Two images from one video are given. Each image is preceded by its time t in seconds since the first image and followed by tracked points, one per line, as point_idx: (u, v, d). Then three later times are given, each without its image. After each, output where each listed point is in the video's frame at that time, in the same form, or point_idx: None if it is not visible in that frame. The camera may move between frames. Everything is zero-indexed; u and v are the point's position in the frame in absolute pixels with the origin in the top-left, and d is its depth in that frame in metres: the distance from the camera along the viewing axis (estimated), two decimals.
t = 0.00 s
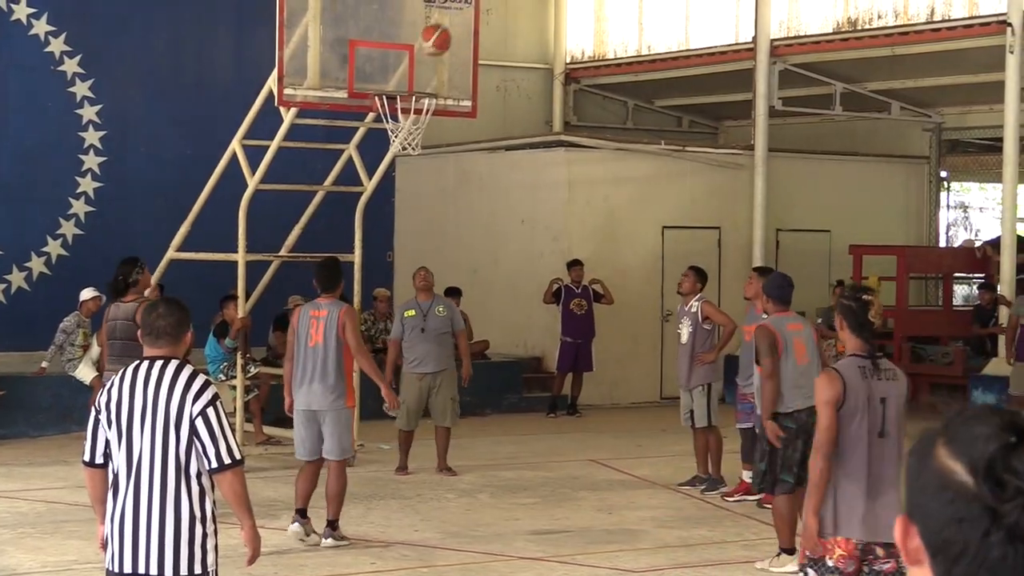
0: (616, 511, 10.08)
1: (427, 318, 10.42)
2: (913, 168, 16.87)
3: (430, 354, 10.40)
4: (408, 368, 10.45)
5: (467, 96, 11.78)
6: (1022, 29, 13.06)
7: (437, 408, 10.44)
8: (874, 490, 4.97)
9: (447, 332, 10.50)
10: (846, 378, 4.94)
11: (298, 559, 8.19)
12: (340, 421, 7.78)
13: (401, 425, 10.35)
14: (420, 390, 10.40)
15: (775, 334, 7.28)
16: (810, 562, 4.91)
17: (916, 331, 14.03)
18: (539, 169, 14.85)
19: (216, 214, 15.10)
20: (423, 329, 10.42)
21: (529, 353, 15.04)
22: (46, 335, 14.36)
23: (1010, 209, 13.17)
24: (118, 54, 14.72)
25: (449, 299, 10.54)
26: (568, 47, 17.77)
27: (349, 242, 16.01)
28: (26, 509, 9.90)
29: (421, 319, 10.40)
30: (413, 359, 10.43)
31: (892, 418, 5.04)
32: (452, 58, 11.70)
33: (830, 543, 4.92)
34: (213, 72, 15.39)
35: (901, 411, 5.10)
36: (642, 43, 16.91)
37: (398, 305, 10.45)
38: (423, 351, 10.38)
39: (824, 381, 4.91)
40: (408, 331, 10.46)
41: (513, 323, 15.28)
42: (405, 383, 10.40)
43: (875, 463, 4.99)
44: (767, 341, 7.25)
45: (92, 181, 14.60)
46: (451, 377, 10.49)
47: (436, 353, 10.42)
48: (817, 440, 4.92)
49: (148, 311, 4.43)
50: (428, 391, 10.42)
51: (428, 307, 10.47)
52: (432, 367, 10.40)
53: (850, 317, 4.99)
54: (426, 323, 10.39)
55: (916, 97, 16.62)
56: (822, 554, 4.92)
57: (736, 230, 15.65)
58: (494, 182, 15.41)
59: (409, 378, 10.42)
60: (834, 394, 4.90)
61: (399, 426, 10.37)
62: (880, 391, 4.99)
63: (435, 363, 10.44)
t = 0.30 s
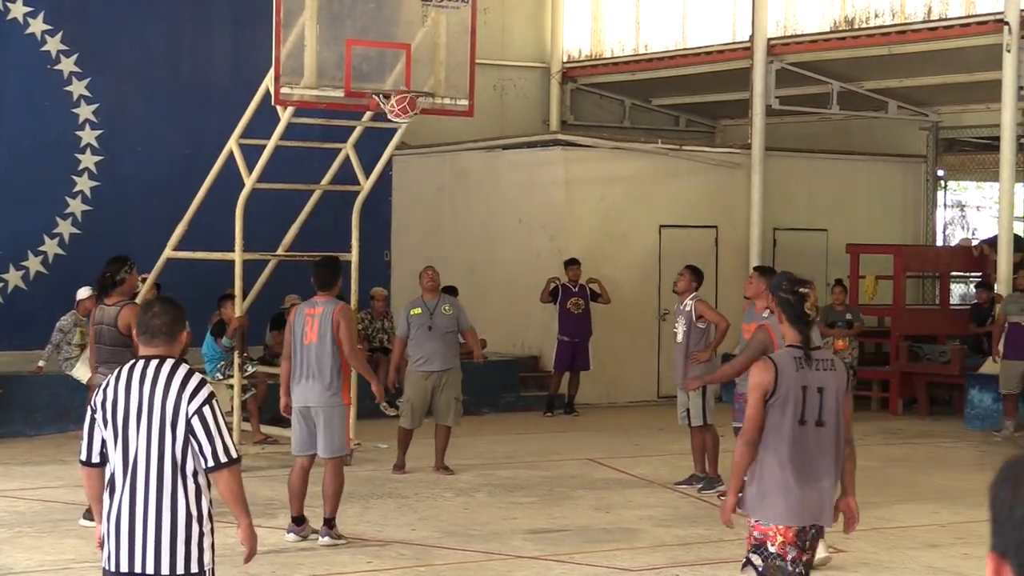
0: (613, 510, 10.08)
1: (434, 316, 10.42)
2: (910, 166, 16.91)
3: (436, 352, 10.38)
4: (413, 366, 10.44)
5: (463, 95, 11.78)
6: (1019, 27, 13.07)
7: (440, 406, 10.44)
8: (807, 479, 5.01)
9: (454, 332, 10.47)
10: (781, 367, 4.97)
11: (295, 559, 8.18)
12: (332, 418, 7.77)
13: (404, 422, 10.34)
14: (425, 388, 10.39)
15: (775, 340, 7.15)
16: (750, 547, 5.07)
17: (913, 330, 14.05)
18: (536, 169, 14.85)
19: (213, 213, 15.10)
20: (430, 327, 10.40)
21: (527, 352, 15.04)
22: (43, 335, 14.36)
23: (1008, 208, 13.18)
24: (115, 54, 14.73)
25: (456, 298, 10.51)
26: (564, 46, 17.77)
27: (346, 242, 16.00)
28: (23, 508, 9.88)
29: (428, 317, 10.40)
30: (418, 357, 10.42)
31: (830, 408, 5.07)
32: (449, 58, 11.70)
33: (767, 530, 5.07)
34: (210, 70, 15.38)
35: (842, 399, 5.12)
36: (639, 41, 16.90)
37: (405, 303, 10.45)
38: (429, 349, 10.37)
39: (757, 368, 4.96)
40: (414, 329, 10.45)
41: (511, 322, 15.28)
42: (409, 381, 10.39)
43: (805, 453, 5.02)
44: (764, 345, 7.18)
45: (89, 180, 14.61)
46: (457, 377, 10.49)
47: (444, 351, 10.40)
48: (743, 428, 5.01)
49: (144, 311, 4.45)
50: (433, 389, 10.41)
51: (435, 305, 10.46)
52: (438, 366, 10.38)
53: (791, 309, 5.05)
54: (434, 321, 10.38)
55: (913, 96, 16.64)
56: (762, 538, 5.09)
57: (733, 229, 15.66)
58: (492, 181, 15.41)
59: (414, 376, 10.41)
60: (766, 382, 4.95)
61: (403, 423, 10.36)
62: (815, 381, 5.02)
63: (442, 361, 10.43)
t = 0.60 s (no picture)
0: (610, 510, 10.08)
1: (441, 316, 10.40)
2: (906, 167, 16.95)
3: (441, 352, 10.37)
4: (416, 364, 10.40)
5: (461, 96, 11.78)
6: (1016, 29, 13.09)
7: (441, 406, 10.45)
8: (769, 476, 5.21)
9: (460, 333, 10.49)
10: (736, 369, 5.14)
11: (293, 559, 8.18)
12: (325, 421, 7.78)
13: (405, 420, 10.33)
14: (427, 388, 10.37)
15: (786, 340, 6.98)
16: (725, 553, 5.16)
17: (909, 331, 14.06)
18: (533, 170, 14.85)
19: (210, 213, 15.10)
20: (438, 326, 10.38)
21: (524, 353, 15.04)
22: (39, 335, 14.33)
23: (1004, 209, 13.19)
24: (112, 53, 14.71)
25: (464, 297, 10.47)
26: (562, 47, 17.78)
27: (343, 242, 16.00)
28: (20, 508, 9.87)
29: (435, 317, 10.36)
30: (421, 356, 10.37)
31: (784, 406, 5.26)
32: (447, 58, 11.70)
33: (742, 530, 5.18)
34: (208, 70, 15.38)
35: (790, 398, 5.33)
36: (637, 42, 16.89)
37: (411, 301, 10.39)
38: (434, 349, 10.34)
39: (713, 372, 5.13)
40: (419, 327, 10.39)
41: (507, 323, 15.28)
42: (413, 380, 10.38)
43: (767, 451, 5.20)
44: (775, 347, 7.00)
45: (86, 180, 14.60)
46: (458, 378, 10.49)
47: (450, 351, 10.40)
48: (699, 430, 5.17)
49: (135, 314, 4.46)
50: (435, 389, 10.40)
51: (441, 304, 10.43)
52: (445, 365, 10.39)
53: (741, 311, 5.22)
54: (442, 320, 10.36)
55: (909, 97, 16.67)
56: (736, 541, 5.20)
57: (730, 229, 15.67)
58: (489, 181, 15.42)
59: (417, 375, 10.39)
60: (723, 386, 5.10)
61: (403, 421, 10.34)
62: (768, 381, 5.20)
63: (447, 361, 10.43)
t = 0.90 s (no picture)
0: (606, 510, 10.08)
1: (440, 315, 10.38)
2: (902, 165, 16.97)
3: (440, 351, 10.36)
4: (413, 363, 10.37)
5: (456, 95, 11.79)
6: (1011, 27, 13.09)
7: (438, 405, 10.46)
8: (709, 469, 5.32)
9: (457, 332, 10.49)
10: (697, 359, 5.20)
11: (289, 559, 8.17)
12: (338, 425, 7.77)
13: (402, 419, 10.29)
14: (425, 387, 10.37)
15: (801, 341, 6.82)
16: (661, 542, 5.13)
17: (906, 329, 14.07)
18: (529, 169, 14.85)
19: (206, 213, 15.11)
20: (438, 325, 10.37)
21: (520, 352, 15.04)
22: (36, 335, 14.33)
23: (1000, 208, 13.20)
24: (107, 52, 14.70)
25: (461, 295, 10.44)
26: (558, 46, 17.79)
27: (339, 241, 16.00)
28: (16, 509, 9.86)
29: (434, 315, 10.34)
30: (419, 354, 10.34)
31: (721, 403, 5.36)
32: (441, 57, 11.71)
33: (678, 522, 5.18)
34: (203, 71, 15.38)
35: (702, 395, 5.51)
36: (632, 41, 16.89)
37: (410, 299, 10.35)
38: (434, 348, 10.33)
39: (685, 360, 5.16)
40: (418, 325, 10.36)
41: (504, 322, 15.27)
42: (410, 379, 10.34)
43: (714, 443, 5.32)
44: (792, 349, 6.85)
45: (82, 180, 14.60)
46: (456, 377, 10.48)
47: (448, 350, 10.40)
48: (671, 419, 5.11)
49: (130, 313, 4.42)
50: (432, 389, 10.40)
51: (439, 303, 10.40)
52: (443, 364, 10.38)
53: (692, 303, 5.30)
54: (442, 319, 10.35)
55: (905, 96, 16.68)
56: (671, 532, 5.18)
57: (726, 228, 15.68)
58: (485, 181, 15.42)
59: (414, 374, 10.36)
60: (695, 375, 5.16)
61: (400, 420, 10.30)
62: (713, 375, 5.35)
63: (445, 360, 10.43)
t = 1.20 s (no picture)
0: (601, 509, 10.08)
1: (434, 317, 10.41)
2: (899, 165, 16.98)
3: (433, 352, 10.36)
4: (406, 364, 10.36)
5: (451, 95, 11.79)
6: (1006, 27, 13.10)
7: (431, 407, 10.44)
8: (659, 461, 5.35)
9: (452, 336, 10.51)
10: (642, 358, 5.24)
11: (284, 559, 8.16)
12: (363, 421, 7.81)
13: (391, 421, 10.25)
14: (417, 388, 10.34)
15: (816, 343, 6.86)
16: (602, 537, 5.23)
17: (902, 329, 14.08)
18: (524, 169, 14.84)
19: (201, 213, 15.10)
20: (430, 327, 10.40)
21: (516, 352, 15.03)
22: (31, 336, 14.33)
23: (995, 207, 13.21)
24: (101, 53, 14.70)
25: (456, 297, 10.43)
26: (554, 46, 17.80)
27: (334, 241, 15.99)
28: (12, 509, 9.85)
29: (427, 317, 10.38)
30: (411, 355, 10.34)
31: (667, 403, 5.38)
32: (436, 57, 11.70)
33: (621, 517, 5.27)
34: (198, 71, 15.37)
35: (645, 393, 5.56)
36: (628, 41, 16.90)
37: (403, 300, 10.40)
38: (426, 349, 10.33)
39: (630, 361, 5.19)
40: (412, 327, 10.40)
41: (500, 322, 15.26)
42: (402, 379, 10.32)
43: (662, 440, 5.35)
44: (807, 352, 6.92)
45: (77, 180, 14.60)
46: (448, 378, 10.45)
47: (441, 352, 10.39)
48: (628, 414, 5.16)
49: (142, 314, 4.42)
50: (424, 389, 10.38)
51: (433, 305, 10.41)
52: (435, 365, 10.36)
53: (629, 305, 5.37)
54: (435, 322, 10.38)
55: (900, 96, 16.69)
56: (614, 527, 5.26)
57: (721, 228, 15.68)
58: (480, 180, 15.41)
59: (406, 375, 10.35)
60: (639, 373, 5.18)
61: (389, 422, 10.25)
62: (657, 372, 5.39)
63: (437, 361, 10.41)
